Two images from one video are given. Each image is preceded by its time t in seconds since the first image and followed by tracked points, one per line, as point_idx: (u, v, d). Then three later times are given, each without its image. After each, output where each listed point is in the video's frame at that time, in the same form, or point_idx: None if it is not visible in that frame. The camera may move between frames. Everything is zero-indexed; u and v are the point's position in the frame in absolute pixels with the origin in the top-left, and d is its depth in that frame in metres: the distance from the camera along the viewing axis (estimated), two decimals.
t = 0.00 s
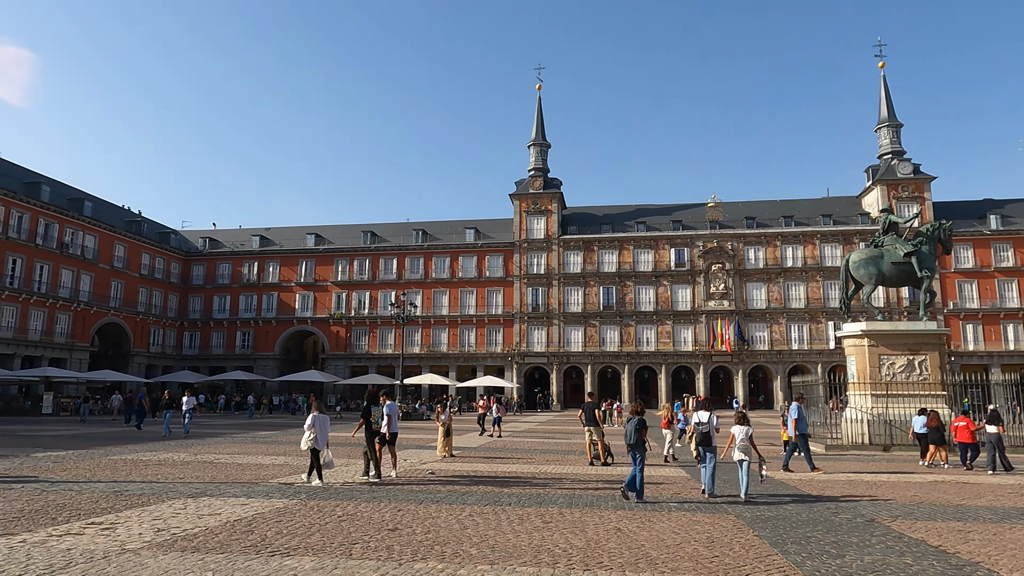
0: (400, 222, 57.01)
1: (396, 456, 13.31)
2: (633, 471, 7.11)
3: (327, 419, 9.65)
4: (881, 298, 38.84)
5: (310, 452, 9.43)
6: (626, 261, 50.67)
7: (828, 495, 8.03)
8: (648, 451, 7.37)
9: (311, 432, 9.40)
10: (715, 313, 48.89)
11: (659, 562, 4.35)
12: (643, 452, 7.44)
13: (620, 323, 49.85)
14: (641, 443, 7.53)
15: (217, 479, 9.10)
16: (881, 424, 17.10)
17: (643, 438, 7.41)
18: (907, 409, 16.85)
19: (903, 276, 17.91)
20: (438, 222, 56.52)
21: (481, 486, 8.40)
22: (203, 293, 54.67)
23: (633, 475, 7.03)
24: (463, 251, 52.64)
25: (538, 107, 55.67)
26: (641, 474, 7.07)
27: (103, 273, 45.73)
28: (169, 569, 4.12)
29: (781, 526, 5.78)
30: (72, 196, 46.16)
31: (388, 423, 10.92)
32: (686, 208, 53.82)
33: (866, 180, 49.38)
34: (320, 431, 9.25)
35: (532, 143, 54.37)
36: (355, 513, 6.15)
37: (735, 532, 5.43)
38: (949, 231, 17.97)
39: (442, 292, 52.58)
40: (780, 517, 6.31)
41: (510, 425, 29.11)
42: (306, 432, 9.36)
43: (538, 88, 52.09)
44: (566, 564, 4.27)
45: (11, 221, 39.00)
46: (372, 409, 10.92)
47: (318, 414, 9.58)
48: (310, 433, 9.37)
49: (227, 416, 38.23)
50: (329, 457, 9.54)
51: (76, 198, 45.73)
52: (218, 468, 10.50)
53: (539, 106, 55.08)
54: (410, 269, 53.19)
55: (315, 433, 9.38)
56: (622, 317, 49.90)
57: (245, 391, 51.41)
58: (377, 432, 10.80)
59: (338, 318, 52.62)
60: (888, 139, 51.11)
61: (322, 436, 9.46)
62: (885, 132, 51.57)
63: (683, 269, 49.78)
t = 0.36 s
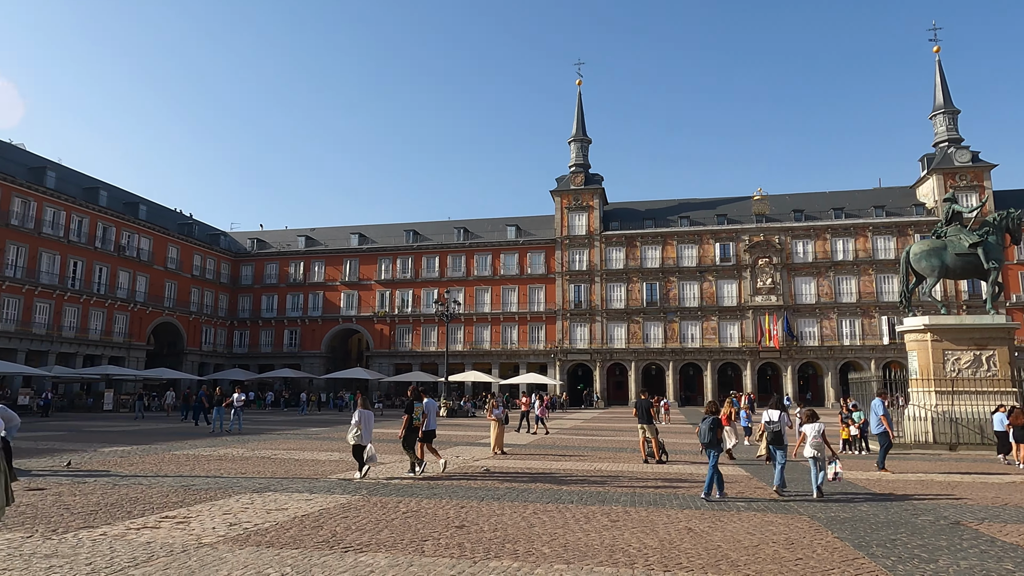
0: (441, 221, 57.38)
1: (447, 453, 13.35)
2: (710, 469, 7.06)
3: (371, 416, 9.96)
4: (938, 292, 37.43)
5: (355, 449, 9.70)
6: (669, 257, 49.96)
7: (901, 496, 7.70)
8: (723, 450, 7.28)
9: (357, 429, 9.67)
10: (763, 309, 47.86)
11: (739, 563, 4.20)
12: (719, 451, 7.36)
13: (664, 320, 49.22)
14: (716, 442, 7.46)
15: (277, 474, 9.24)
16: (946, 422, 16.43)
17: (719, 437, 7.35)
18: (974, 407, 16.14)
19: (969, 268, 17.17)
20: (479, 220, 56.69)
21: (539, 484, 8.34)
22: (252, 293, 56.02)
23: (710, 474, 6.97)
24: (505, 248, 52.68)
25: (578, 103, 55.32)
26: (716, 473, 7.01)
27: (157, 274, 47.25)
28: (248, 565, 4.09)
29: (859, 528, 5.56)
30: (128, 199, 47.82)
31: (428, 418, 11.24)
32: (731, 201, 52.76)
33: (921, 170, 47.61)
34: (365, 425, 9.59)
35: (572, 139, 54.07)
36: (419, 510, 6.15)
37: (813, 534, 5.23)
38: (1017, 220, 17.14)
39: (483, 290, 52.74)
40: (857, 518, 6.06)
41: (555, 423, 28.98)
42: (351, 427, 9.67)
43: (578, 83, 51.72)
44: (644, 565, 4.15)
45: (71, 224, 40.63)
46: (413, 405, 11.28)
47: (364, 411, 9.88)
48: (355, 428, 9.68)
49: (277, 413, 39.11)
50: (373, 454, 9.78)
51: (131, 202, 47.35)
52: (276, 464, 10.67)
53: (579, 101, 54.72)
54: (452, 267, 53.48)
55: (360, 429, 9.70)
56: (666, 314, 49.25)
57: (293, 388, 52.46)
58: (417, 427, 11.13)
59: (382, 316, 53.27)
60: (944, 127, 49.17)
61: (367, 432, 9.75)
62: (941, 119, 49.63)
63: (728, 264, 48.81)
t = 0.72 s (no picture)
0: (478, 219, 57.54)
1: (495, 451, 13.31)
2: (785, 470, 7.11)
3: (411, 413, 10.23)
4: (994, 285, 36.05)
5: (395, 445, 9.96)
6: (709, 252, 49.16)
7: (975, 497, 7.38)
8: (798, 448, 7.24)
9: (396, 425, 9.99)
10: (806, 305, 46.80)
11: (824, 568, 4.05)
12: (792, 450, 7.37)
13: (704, 316, 48.49)
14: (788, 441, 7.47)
15: (332, 472, 9.31)
16: (1009, 421, 15.77)
17: (793, 433, 7.31)
18: None
19: None
20: (515, 218, 56.67)
21: (594, 483, 8.25)
22: (293, 293, 57.02)
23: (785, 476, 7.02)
24: (541, 246, 52.54)
25: (614, 98, 54.84)
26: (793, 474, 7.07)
27: (203, 275, 48.47)
28: (322, 563, 4.09)
29: (941, 531, 5.33)
30: (174, 203, 49.14)
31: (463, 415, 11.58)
32: (772, 195, 51.66)
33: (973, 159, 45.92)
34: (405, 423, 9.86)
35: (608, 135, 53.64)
36: (479, 509, 6.12)
37: (892, 537, 5.04)
38: None
39: (521, 288, 52.72)
40: (934, 521, 5.82)
41: (596, 420, 28.78)
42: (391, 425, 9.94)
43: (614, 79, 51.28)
44: (722, 568, 4.04)
45: (121, 227, 41.94)
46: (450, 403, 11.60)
47: (404, 409, 10.15)
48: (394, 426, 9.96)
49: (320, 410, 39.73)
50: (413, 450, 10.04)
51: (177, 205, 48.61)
52: (328, 461, 10.76)
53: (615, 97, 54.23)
54: (490, 265, 53.57)
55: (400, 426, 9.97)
56: (706, 310, 48.52)
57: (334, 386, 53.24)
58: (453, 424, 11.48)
59: (420, 315, 53.65)
60: (997, 114, 47.34)
61: (406, 429, 10.02)
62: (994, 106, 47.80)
63: (770, 259, 47.82)
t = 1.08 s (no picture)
0: (503, 217, 57.48)
1: (530, 448, 13.22)
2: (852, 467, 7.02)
3: (435, 408, 10.29)
4: None
5: (421, 440, 10.05)
6: (738, 249, 48.46)
7: None
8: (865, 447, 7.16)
9: (422, 420, 10.06)
10: (839, 301, 45.95)
11: (899, 572, 3.88)
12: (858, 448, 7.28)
13: (734, 313, 47.84)
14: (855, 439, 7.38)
15: (370, 469, 9.28)
16: None
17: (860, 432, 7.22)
18: None
19: None
20: (541, 215, 56.48)
21: (638, 481, 8.11)
22: (321, 292, 57.54)
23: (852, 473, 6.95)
24: (567, 243, 52.27)
25: (640, 94, 54.34)
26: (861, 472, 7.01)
27: (233, 275, 49.14)
28: (377, 560, 4.04)
29: (1013, 533, 5.09)
30: (205, 204, 49.92)
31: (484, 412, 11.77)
32: (802, 190, 50.73)
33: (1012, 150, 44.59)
34: (429, 417, 9.93)
35: (634, 131, 53.18)
36: (526, 507, 6.03)
37: (962, 539, 4.83)
38: None
39: (547, 285, 52.54)
40: (1003, 522, 5.58)
41: (626, 418, 28.55)
42: (416, 420, 10.01)
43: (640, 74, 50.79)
44: (791, 569, 3.91)
45: (154, 228, 42.73)
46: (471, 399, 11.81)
47: (428, 404, 10.24)
48: (419, 420, 10.04)
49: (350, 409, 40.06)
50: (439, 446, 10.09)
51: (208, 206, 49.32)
52: (365, 459, 10.76)
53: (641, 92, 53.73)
54: (515, 263, 53.47)
55: (426, 421, 10.05)
56: (736, 307, 47.87)
57: (362, 384, 53.62)
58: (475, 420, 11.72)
59: (447, 313, 53.77)
60: None
61: (432, 424, 10.08)
62: None
63: (801, 255, 46.97)
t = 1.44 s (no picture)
0: (527, 215, 57.29)
1: (564, 448, 13.06)
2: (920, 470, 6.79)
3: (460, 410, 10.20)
4: None
5: (446, 441, 9.95)
6: (766, 246, 47.71)
7: None
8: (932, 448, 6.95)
9: (447, 422, 9.95)
10: (871, 298, 45.05)
11: None
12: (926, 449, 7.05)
13: (762, 311, 47.12)
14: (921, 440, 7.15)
15: (406, 470, 9.21)
16: None
17: (926, 433, 7.02)
18: None
19: None
20: (566, 214, 56.21)
21: (683, 483, 7.91)
22: (347, 291, 57.90)
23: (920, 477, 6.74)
24: (592, 241, 51.94)
25: (665, 90, 53.77)
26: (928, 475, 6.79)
27: (261, 275, 49.67)
28: (432, 567, 3.93)
29: None
30: (233, 205, 50.54)
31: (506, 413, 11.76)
32: (832, 185, 49.80)
33: None
34: (454, 419, 9.86)
35: (660, 127, 52.64)
36: (574, 510, 5.88)
37: None
38: None
39: (572, 284, 52.27)
40: None
41: (656, 418, 28.26)
42: (442, 421, 9.90)
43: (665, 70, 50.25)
44: None
45: (184, 229, 43.36)
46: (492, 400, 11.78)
47: (453, 406, 10.14)
48: (445, 422, 9.94)
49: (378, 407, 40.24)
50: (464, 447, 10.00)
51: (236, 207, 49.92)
52: (400, 459, 10.71)
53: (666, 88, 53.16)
54: (540, 261, 53.23)
55: (451, 423, 9.97)
56: (764, 305, 47.14)
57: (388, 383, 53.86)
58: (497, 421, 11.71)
59: (472, 312, 53.78)
60: None
61: (457, 426, 9.95)
62: None
63: (832, 251, 46.11)
